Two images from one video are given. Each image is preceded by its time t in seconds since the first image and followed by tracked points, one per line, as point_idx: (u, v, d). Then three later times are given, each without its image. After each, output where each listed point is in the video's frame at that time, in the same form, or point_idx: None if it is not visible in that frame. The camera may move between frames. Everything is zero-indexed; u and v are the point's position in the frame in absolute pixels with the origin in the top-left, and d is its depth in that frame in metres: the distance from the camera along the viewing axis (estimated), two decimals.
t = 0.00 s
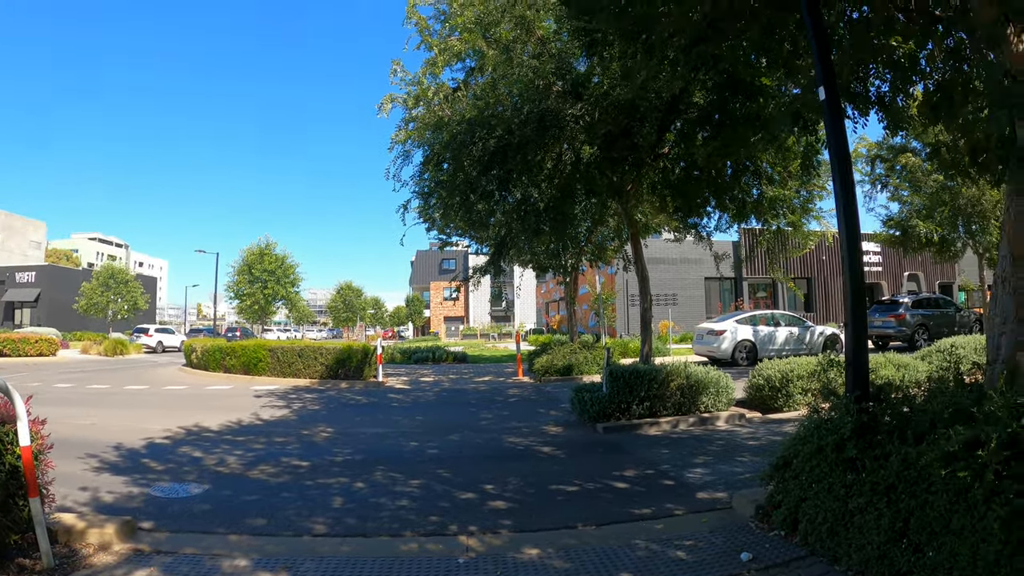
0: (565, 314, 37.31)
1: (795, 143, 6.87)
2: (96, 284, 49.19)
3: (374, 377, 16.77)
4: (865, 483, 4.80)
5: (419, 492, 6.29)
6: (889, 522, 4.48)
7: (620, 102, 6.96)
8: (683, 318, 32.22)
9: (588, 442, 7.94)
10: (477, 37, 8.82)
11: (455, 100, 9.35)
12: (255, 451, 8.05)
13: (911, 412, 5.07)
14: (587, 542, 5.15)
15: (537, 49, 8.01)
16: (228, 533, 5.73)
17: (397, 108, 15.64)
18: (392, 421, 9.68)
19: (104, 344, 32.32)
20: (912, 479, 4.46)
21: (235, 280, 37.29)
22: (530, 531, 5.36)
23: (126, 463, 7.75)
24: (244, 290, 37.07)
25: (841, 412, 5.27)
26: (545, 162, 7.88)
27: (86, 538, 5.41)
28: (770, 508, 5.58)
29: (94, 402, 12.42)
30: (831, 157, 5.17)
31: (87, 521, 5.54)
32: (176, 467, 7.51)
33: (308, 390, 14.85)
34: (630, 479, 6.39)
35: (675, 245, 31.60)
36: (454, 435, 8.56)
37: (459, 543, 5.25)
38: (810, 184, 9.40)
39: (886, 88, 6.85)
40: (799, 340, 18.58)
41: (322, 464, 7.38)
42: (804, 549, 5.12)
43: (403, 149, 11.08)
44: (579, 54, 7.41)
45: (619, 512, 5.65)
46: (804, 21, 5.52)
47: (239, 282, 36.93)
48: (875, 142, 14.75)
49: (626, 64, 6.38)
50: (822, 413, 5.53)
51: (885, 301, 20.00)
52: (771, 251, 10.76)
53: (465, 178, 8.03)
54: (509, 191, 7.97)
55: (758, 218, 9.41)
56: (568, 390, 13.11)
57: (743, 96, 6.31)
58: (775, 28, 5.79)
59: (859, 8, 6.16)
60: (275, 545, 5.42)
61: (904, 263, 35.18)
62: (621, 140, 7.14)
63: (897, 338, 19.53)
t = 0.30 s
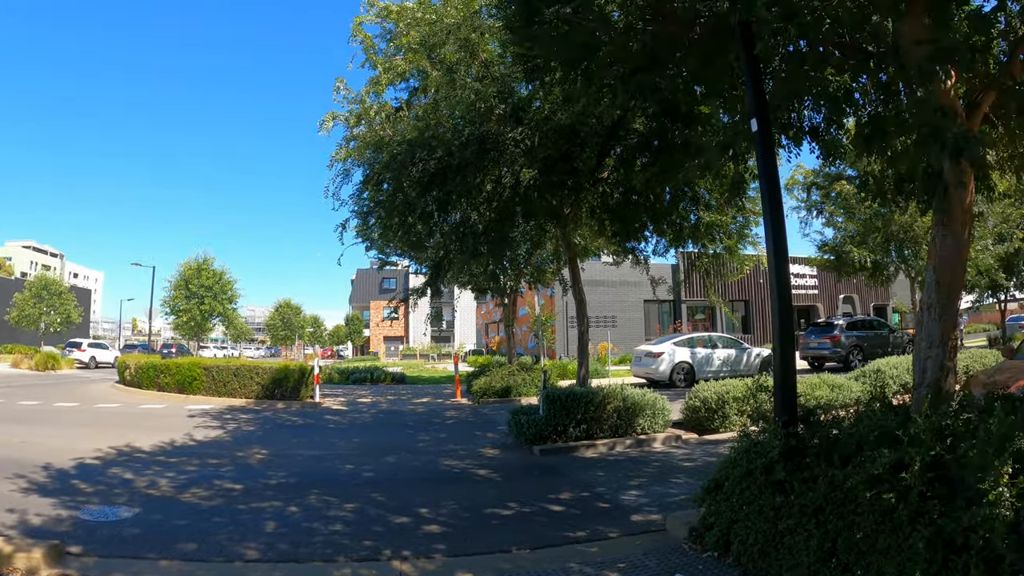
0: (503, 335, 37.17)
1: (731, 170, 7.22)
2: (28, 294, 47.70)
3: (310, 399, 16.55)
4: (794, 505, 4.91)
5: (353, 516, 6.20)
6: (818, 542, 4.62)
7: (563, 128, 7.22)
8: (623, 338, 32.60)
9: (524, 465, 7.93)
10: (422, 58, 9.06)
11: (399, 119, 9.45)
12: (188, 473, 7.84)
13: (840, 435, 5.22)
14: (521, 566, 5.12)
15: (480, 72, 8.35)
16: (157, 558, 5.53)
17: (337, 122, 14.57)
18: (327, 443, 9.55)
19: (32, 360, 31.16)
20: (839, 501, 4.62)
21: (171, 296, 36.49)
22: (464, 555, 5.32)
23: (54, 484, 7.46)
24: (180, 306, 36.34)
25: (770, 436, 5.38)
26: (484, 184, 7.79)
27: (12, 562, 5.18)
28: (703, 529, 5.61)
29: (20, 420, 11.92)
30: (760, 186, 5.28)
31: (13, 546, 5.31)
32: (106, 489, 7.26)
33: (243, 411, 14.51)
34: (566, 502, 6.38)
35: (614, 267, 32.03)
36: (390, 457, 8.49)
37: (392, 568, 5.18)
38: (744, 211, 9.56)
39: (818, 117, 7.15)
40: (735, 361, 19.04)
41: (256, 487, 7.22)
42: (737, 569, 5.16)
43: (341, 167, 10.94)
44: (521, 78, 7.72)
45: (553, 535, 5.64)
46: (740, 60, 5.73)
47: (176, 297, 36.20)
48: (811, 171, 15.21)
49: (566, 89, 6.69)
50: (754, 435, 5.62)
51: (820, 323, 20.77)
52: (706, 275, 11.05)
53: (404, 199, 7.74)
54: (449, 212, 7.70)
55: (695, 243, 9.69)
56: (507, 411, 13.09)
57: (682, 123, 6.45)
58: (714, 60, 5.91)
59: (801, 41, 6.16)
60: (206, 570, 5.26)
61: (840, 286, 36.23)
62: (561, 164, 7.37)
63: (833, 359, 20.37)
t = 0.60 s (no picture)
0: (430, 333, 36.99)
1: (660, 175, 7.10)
2: None
3: (235, 391, 16.29)
4: (707, 503, 5.06)
5: (273, 511, 6.15)
6: (731, 539, 4.77)
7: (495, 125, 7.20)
8: (551, 337, 32.95)
9: (448, 461, 7.96)
10: (358, 48, 8.92)
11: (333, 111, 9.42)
12: (106, 467, 7.65)
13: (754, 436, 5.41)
14: (440, 562, 5.15)
15: (417, 66, 8.41)
16: (73, 553, 5.39)
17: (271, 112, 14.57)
18: (250, 437, 9.44)
19: None
20: (749, 499, 4.80)
21: (96, 282, 35.42)
22: (384, 550, 5.33)
23: None
24: (104, 293, 35.42)
25: (684, 436, 5.56)
26: (414, 179, 7.78)
27: None
28: (621, 526, 5.73)
29: None
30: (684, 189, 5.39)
31: None
32: (22, 482, 7.03)
33: (165, 403, 14.19)
34: (487, 499, 6.43)
35: (544, 267, 32.25)
36: (313, 452, 8.44)
37: (311, 563, 5.16)
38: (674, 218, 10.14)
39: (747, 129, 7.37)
40: (660, 362, 19.52)
41: (176, 481, 7.10)
42: (651, 566, 5.29)
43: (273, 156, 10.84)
44: (456, 74, 7.76)
45: (473, 532, 5.68)
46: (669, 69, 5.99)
47: (100, 283, 35.25)
48: (741, 180, 15.62)
49: (504, 88, 6.57)
50: (669, 434, 5.79)
51: (746, 327, 21.48)
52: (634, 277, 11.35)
53: (334, 192, 7.66)
54: (380, 207, 7.76)
55: (623, 244, 9.90)
56: (433, 408, 13.12)
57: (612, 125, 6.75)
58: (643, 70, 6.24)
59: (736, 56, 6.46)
60: (123, 566, 5.16)
61: (767, 292, 37.58)
62: (492, 161, 7.45)
63: (757, 362, 21.17)
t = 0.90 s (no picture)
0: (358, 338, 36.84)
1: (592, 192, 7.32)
2: None
3: (159, 389, 15.89)
4: (624, 514, 5.18)
5: (194, 514, 6.10)
6: (647, 551, 4.91)
7: (432, 131, 7.33)
8: (481, 344, 33.26)
9: (374, 466, 7.98)
10: (303, 45, 8.89)
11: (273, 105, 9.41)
12: (22, 464, 7.45)
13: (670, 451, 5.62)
14: (359, 567, 5.20)
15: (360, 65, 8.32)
16: None
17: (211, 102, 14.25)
18: (172, 437, 9.29)
19: None
20: (665, 511, 4.94)
21: (20, 269, 34.29)
22: (304, 555, 5.35)
23: None
24: (29, 281, 34.18)
25: (605, 448, 5.74)
26: (349, 180, 7.61)
27: None
28: (542, 535, 5.83)
29: None
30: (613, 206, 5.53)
31: None
32: None
33: (86, 399, 13.76)
34: (411, 505, 6.48)
35: (476, 275, 32.54)
36: (237, 454, 8.37)
37: (230, 567, 5.15)
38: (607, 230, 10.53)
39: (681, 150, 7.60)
40: (590, 373, 19.84)
41: (96, 480, 6.97)
42: None
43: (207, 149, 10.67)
44: (398, 77, 7.65)
45: (395, 538, 5.73)
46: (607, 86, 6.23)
47: (23, 271, 34.03)
48: (676, 198, 16.00)
49: (442, 92, 6.88)
50: (590, 446, 5.96)
51: (676, 341, 21.99)
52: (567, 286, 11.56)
53: (269, 188, 7.74)
54: (314, 206, 7.69)
55: (557, 255, 10.06)
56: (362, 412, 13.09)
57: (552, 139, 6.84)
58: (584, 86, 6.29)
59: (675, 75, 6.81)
60: (35, 567, 5.07)
61: (698, 307, 38.71)
62: (429, 167, 7.37)
63: (686, 376, 21.53)
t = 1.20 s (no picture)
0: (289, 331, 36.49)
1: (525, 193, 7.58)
2: None
3: (85, 379, 15.65)
4: (544, 508, 5.39)
5: (118, 508, 6.11)
6: (565, 545, 5.13)
7: (369, 123, 7.38)
8: (410, 338, 33.55)
9: (301, 460, 8.05)
10: (243, 29, 8.87)
11: (208, 89, 9.26)
12: None
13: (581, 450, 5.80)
14: (283, 562, 5.32)
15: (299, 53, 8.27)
16: None
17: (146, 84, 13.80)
18: (96, 430, 9.17)
19: None
20: (583, 506, 5.15)
21: None
22: (228, 549, 5.45)
23: None
24: None
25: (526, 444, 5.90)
26: (282, 170, 7.61)
27: None
28: (466, 530, 6.02)
29: None
30: (542, 207, 5.67)
31: None
32: None
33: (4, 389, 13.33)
34: (337, 500, 6.59)
35: (409, 269, 32.97)
36: (163, 448, 8.33)
37: (153, 562, 5.22)
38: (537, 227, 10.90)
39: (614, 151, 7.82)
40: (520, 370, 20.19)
41: (17, 473, 6.90)
42: (488, 569, 5.64)
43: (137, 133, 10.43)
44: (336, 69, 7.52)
45: (320, 532, 5.85)
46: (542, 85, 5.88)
47: None
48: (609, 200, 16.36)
49: (378, 86, 7.00)
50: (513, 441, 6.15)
51: (608, 340, 22.51)
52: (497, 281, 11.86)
53: (201, 175, 7.66)
54: (247, 194, 7.74)
55: (490, 251, 10.24)
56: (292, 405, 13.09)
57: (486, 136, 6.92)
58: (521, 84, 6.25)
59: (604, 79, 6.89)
60: None
61: (631, 306, 39.66)
62: (364, 160, 7.49)
63: (617, 373, 22.09)
